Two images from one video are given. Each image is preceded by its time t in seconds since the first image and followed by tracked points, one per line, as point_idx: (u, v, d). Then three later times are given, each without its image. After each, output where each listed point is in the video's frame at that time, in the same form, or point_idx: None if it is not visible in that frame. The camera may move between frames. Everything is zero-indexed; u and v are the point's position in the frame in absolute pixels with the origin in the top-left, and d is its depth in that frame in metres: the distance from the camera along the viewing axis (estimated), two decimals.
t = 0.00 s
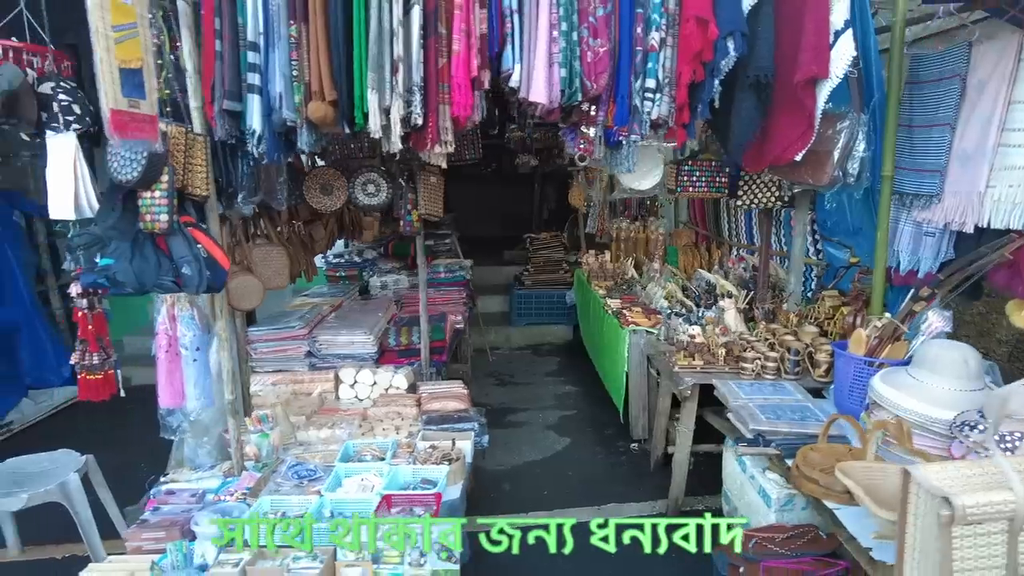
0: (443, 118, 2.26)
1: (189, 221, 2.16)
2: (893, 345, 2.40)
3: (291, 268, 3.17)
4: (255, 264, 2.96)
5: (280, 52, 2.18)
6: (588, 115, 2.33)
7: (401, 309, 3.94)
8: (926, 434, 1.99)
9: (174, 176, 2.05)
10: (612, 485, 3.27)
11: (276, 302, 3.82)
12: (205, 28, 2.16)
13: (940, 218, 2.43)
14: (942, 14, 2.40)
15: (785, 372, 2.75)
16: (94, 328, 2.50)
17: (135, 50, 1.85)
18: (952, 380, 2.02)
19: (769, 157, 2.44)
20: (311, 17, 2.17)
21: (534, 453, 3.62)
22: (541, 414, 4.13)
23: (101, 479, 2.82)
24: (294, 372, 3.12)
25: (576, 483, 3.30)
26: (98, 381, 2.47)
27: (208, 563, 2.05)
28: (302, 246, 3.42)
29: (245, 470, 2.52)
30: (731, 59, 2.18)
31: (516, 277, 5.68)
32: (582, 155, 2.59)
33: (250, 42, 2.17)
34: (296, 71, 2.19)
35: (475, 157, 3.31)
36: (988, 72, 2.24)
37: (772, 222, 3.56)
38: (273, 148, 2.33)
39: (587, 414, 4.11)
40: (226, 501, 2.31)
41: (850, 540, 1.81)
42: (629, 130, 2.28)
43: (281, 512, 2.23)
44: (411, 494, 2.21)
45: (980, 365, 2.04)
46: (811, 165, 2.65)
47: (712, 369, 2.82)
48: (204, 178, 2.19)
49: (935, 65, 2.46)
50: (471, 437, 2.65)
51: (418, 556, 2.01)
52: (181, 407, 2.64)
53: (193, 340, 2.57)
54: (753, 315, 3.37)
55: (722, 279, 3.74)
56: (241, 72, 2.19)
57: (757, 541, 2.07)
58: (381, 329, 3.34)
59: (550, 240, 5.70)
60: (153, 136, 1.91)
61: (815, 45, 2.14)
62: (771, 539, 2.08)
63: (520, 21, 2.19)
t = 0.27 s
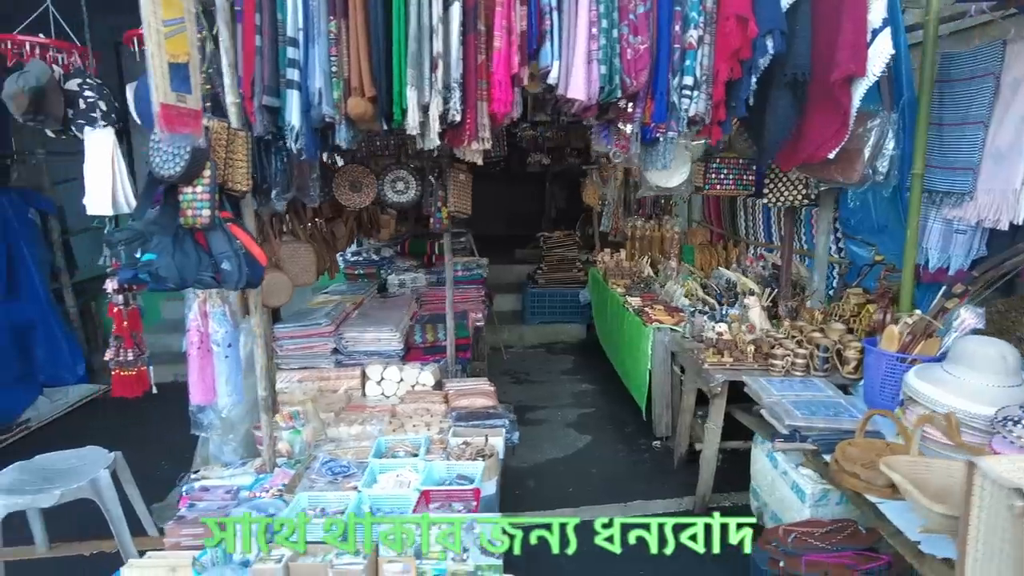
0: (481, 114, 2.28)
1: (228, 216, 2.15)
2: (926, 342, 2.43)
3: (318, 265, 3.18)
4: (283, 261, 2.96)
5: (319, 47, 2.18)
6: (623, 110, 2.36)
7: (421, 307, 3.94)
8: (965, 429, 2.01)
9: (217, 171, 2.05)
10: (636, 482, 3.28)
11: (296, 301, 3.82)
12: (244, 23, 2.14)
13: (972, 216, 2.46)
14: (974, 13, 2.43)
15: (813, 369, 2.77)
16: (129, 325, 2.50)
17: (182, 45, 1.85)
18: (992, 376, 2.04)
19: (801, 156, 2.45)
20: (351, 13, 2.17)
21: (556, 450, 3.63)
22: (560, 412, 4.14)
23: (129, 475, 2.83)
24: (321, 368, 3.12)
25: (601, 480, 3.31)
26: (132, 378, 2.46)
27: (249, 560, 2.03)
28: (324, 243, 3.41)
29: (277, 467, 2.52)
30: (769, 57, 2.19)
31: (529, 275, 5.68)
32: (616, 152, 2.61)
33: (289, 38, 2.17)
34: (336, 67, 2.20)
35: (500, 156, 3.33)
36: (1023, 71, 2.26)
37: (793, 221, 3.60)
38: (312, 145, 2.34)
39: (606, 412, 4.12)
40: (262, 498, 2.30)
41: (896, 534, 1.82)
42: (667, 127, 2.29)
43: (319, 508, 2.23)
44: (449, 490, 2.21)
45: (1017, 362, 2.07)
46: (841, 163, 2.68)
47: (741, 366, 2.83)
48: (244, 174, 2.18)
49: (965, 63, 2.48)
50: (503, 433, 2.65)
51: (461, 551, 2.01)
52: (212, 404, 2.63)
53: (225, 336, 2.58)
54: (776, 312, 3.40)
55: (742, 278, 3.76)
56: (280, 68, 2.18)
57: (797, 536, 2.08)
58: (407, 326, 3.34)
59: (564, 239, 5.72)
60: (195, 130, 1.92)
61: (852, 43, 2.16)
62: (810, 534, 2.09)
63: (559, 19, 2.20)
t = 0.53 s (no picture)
0: (519, 110, 2.26)
1: (266, 212, 2.12)
2: (965, 341, 2.41)
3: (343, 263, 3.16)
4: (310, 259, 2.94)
5: (357, 42, 2.16)
6: (662, 105, 2.31)
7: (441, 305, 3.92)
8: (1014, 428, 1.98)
9: (257, 166, 2.04)
10: (663, 481, 3.27)
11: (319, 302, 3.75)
12: (280, 17, 2.11)
13: (1010, 214, 2.45)
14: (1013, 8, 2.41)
15: (846, 368, 2.75)
16: (162, 323, 2.51)
17: (225, 38, 1.82)
18: None
19: (837, 153, 2.45)
20: (389, 7, 2.14)
21: (579, 449, 3.61)
22: (580, 411, 4.12)
23: (155, 475, 2.80)
24: (346, 367, 3.10)
25: (627, 480, 3.29)
26: (163, 377, 2.44)
27: (289, 561, 2.03)
28: (347, 242, 3.39)
29: (309, 466, 2.50)
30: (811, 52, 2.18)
31: (543, 274, 5.65)
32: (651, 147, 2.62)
33: (326, 31, 2.15)
34: (373, 62, 2.17)
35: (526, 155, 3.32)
36: None
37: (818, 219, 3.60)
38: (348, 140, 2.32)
39: (627, 411, 4.10)
40: (296, 498, 2.28)
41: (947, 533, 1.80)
42: (707, 123, 2.28)
43: (356, 508, 2.21)
44: (488, 490, 2.20)
45: None
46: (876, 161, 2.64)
47: (774, 364, 2.84)
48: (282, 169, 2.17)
49: (1002, 60, 2.47)
50: (535, 432, 2.63)
51: (505, 552, 1.99)
52: (242, 404, 2.61)
53: (254, 335, 2.54)
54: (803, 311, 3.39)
55: (764, 275, 3.75)
56: (318, 62, 2.16)
57: (841, 535, 2.07)
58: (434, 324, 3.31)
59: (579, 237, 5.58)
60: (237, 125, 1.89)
61: (895, 38, 2.14)
62: (854, 533, 2.08)
63: (598, 14, 2.19)
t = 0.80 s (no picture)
0: (575, 102, 2.22)
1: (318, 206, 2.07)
2: None
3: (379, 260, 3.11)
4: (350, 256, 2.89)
5: (411, 32, 2.10)
6: (721, 98, 2.22)
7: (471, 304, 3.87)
8: None
9: (313, 159, 2.00)
10: (702, 482, 3.22)
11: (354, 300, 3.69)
12: (333, 4, 2.01)
13: None
14: None
15: (896, 367, 2.72)
16: (205, 321, 2.39)
17: (287, 24, 1.80)
18: None
19: (894, 148, 2.40)
20: None
21: (614, 450, 3.56)
22: (610, 411, 4.07)
23: (191, 475, 2.75)
24: (382, 365, 3.05)
25: (665, 480, 3.24)
26: (205, 377, 2.38)
27: (344, 566, 1.96)
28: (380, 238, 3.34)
29: (354, 467, 2.45)
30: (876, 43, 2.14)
31: (565, 272, 5.59)
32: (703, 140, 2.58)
33: (380, 20, 2.05)
34: (426, 52, 2.12)
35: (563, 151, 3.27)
36: None
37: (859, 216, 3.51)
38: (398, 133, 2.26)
39: (657, 410, 4.05)
40: (346, 500, 2.22)
41: None
42: (766, 117, 2.26)
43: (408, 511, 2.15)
44: (544, 492, 2.16)
45: None
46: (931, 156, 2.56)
47: (824, 364, 2.81)
48: (336, 162, 2.13)
49: None
50: (582, 432, 2.58)
51: (569, 556, 1.94)
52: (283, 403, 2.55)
53: (298, 332, 2.49)
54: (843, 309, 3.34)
55: (799, 272, 3.71)
56: (370, 52, 2.07)
57: (910, 538, 2.02)
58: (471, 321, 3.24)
59: (600, 235, 5.46)
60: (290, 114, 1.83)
61: (963, 29, 2.10)
62: (923, 536, 2.03)
63: (658, 3, 2.12)
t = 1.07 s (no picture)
0: (659, 99, 2.16)
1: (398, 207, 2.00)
2: None
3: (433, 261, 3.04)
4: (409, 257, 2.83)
5: (490, 26, 2.01)
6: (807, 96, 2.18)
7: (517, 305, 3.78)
8: None
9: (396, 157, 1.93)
10: (762, 489, 3.14)
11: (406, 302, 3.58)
12: None
13: None
14: None
15: (975, 376, 2.61)
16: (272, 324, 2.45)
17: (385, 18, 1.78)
18: None
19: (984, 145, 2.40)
20: None
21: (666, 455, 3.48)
22: (656, 414, 3.99)
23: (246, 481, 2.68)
24: (437, 369, 2.97)
25: (723, 487, 3.16)
26: (269, 381, 2.46)
27: None
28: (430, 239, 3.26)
29: (420, 474, 2.37)
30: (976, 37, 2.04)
31: (600, 272, 5.48)
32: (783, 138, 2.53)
33: (459, 12, 1.97)
34: (507, 45, 2.03)
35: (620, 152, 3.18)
36: None
37: (921, 216, 3.38)
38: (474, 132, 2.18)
39: (705, 414, 3.97)
40: (420, 510, 2.15)
41: None
42: (856, 114, 2.19)
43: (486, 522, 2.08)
44: (625, 504, 2.09)
45: None
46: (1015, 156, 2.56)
47: (897, 369, 2.73)
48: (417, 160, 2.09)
49: None
50: (653, 439, 2.51)
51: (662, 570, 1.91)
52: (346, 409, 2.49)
53: (363, 336, 2.42)
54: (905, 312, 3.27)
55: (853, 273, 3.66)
56: (448, 46, 1.99)
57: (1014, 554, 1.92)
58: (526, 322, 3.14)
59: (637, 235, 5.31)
60: (371, 106, 1.77)
61: None
62: None
63: None
